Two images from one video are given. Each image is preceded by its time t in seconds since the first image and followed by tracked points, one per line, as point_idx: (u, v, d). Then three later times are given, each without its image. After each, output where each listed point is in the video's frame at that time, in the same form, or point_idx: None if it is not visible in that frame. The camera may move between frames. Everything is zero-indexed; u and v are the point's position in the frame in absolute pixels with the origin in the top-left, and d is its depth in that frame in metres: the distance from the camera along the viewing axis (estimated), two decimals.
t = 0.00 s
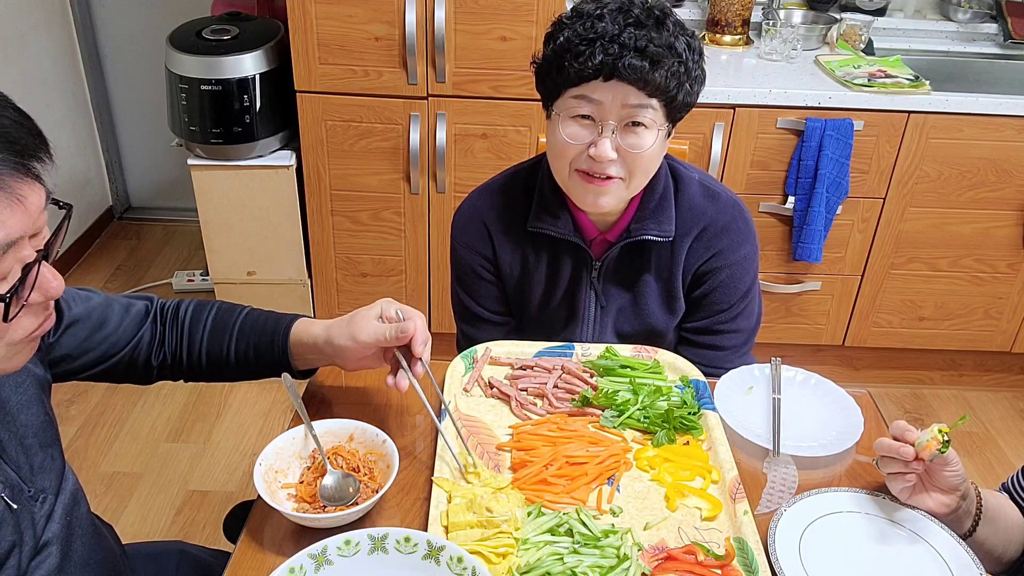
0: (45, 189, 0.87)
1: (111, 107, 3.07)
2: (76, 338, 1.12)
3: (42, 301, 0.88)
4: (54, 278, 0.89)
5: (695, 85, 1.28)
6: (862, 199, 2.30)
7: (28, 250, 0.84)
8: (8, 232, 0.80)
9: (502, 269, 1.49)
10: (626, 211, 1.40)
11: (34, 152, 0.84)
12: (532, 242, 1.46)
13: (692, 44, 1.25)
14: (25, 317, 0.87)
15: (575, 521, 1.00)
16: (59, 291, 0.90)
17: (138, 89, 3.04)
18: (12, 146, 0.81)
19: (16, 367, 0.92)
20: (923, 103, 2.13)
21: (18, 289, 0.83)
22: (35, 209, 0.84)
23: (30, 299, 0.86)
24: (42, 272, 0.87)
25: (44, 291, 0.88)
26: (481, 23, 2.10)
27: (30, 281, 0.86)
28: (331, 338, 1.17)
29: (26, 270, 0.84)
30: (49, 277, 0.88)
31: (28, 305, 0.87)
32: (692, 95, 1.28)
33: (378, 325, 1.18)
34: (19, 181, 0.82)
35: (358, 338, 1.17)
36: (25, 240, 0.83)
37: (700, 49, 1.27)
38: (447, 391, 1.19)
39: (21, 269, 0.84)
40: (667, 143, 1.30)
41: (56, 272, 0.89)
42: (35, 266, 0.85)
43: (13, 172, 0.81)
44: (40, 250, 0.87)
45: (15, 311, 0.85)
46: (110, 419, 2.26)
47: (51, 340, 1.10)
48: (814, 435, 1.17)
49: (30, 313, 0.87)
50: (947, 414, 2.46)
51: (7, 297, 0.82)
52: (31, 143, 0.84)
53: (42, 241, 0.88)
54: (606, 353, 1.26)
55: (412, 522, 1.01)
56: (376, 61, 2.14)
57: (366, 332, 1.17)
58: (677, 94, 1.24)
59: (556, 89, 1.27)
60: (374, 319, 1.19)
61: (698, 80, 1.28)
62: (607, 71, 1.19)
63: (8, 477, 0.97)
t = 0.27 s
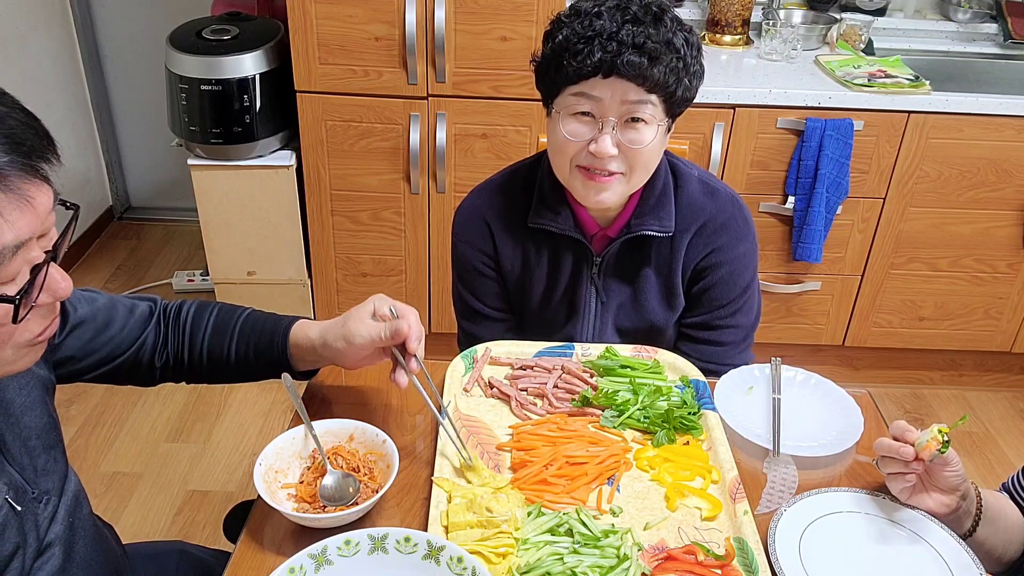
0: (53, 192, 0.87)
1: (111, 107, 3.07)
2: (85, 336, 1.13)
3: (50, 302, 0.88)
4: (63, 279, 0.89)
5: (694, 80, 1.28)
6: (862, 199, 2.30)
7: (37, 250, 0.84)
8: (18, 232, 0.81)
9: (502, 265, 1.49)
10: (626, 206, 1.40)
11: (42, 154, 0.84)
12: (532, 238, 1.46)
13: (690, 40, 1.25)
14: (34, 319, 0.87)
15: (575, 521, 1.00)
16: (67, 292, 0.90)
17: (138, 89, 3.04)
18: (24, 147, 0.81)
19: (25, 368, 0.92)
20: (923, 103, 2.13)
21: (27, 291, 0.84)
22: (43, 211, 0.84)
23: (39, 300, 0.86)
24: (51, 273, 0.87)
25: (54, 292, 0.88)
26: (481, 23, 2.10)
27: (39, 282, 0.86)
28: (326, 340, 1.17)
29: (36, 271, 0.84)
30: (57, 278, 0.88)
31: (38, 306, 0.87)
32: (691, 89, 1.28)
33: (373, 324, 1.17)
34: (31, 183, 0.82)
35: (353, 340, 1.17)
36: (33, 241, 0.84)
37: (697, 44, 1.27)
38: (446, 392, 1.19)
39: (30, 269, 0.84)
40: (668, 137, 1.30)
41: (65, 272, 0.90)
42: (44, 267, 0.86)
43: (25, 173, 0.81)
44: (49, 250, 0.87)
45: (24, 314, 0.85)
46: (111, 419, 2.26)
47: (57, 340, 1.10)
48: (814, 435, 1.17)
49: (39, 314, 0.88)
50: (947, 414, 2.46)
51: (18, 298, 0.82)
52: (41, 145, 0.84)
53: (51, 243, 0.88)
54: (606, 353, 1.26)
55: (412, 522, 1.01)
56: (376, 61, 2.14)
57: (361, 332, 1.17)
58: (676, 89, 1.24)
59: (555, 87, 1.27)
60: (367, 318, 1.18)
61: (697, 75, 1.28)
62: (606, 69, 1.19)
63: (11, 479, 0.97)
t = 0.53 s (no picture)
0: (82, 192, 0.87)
1: (111, 107, 3.07)
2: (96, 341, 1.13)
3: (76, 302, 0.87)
4: (88, 279, 0.88)
5: (695, 72, 1.28)
6: (862, 199, 2.30)
7: (63, 251, 0.84)
8: (48, 234, 0.80)
9: (503, 261, 1.49)
10: (626, 204, 1.39)
11: (70, 155, 0.83)
12: (533, 235, 1.46)
13: (689, 32, 1.25)
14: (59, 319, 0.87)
15: (575, 521, 1.00)
16: (92, 292, 0.89)
17: (138, 89, 3.04)
18: (55, 148, 0.81)
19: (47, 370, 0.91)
20: (923, 103, 2.13)
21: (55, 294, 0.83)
22: (73, 212, 0.84)
23: (64, 300, 0.86)
24: (77, 273, 0.87)
25: (79, 293, 0.87)
26: (481, 23, 2.10)
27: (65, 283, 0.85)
28: (327, 322, 1.18)
29: (63, 273, 0.84)
30: (83, 279, 0.87)
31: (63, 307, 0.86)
32: (692, 81, 1.28)
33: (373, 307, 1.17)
34: (62, 185, 0.81)
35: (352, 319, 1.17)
36: (60, 243, 0.83)
37: (697, 37, 1.27)
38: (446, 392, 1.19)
39: (56, 271, 0.84)
40: (671, 129, 1.30)
41: (91, 273, 0.89)
42: (69, 268, 0.85)
43: (56, 175, 0.81)
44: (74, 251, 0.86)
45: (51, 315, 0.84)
46: (111, 419, 2.26)
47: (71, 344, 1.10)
48: (814, 435, 1.17)
49: (65, 314, 0.87)
50: (947, 414, 2.46)
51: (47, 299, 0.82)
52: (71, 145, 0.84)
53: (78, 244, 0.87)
54: (606, 353, 1.26)
55: (412, 522, 1.01)
56: (376, 61, 2.14)
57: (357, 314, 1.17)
58: (678, 81, 1.24)
59: (558, 83, 1.27)
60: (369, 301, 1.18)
61: (697, 67, 1.28)
62: (609, 62, 1.19)
63: (26, 481, 0.98)
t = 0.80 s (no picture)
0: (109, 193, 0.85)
1: (111, 107, 3.07)
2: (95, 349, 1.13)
3: (107, 301, 0.89)
4: (116, 279, 0.90)
5: (695, 71, 1.28)
6: (862, 199, 2.30)
7: (96, 251, 0.82)
8: (86, 234, 0.79)
9: (504, 261, 1.49)
10: (627, 204, 1.40)
11: (104, 157, 0.82)
12: (535, 234, 1.46)
13: (690, 30, 1.25)
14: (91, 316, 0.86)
15: (574, 521, 1.00)
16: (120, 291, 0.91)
17: (138, 89, 3.04)
18: (90, 150, 0.80)
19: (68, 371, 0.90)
20: (923, 103, 2.13)
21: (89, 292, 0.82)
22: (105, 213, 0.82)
23: (97, 298, 0.87)
24: (107, 272, 0.88)
25: (109, 291, 0.89)
26: (481, 23, 2.10)
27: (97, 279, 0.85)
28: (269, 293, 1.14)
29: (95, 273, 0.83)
30: (112, 278, 0.89)
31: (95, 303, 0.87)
32: (692, 80, 1.28)
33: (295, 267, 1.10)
34: (97, 185, 0.80)
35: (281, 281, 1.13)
36: (95, 243, 0.82)
37: (697, 35, 1.27)
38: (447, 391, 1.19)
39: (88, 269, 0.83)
40: (671, 127, 1.29)
41: (120, 273, 0.90)
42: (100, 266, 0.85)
43: (92, 176, 0.79)
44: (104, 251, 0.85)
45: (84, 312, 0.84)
46: (111, 419, 2.26)
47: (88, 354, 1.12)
48: (814, 435, 1.17)
49: (98, 312, 0.88)
50: (947, 414, 2.46)
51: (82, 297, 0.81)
52: (100, 146, 0.82)
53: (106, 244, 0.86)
54: (606, 353, 1.26)
55: (412, 522, 1.01)
56: (376, 61, 2.14)
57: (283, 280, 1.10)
58: (678, 78, 1.24)
59: (558, 81, 1.28)
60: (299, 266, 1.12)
61: (698, 66, 1.28)
62: (609, 59, 1.20)
63: (45, 481, 0.97)
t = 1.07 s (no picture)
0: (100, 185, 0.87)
1: (111, 108, 3.07)
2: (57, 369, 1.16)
3: (94, 293, 0.86)
4: (105, 270, 0.87)
5: (690, 55, 1.28)
6: (862, 199, 2.30)
7: (85, 242, 0.83)
8: (76, 222, 0.80)
9: (510, 259, 1.49)
10: (636, 200, 1.40)
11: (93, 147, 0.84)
12: (541, 233, 1.46)
13: (680, 15, 1.26)
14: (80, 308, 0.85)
15: (574, 522, 1.00)
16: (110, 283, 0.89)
17: (137, 89, 3.04)
18: (79, 140, 0.81)
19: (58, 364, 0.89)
20: (923, 103, 2.13)
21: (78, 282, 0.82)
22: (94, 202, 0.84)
23: (84, 290, 0.85)
24: (94, 264, 0.86)
25: (98, 283, 0.86)
26: (481, 23, 2.10)
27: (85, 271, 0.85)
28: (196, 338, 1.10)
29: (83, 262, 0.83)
30: (101, 270, 0.87)
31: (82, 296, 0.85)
32: (689, 63, 1.28)
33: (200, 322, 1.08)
34: (86, 174, 0.82)
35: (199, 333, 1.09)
36: (83, 233, 0.83)
37: (688, 19, 1.28)
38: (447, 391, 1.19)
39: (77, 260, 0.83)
40: (672, 114, 1.29)
41: (107, 263, 0.88)
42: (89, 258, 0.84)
43: (81, 164, 0.81)
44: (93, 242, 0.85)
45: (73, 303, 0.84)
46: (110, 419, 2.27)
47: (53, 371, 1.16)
48: (814, 435, 1.17)
49: (85, 304, 0.86)
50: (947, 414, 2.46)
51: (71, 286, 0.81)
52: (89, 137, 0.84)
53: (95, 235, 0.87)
54: (606, 353, 1.26)
55: (412, 522, 1.01)
56: (376, 61, 2.14)
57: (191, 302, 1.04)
58: (673, 64, 1.24)
59: (554, 84, 1.28)
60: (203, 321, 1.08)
61: (692, 49, 1.28)
62: (601, 55, 1.20)
63: (36, 476, 0.98)
